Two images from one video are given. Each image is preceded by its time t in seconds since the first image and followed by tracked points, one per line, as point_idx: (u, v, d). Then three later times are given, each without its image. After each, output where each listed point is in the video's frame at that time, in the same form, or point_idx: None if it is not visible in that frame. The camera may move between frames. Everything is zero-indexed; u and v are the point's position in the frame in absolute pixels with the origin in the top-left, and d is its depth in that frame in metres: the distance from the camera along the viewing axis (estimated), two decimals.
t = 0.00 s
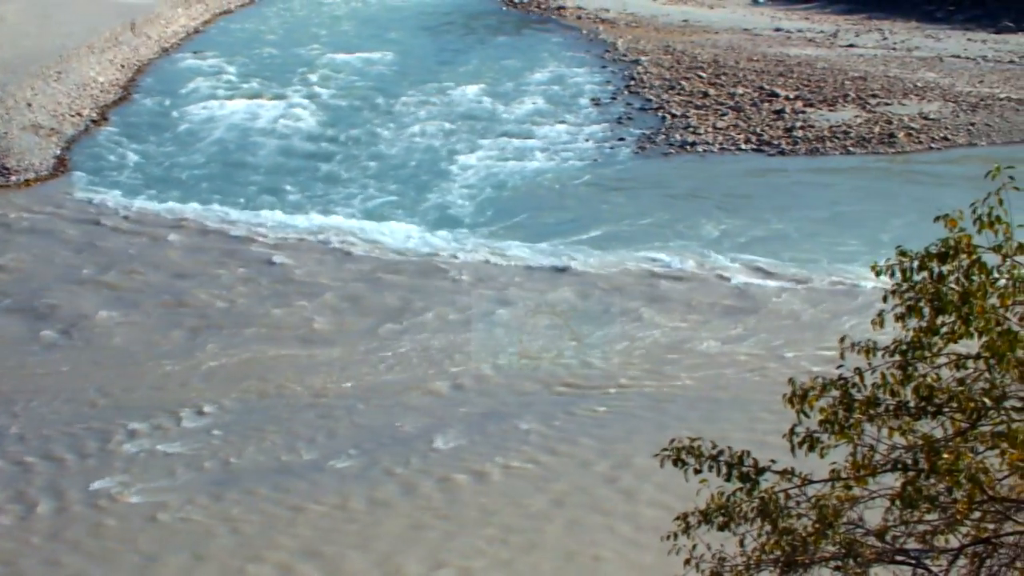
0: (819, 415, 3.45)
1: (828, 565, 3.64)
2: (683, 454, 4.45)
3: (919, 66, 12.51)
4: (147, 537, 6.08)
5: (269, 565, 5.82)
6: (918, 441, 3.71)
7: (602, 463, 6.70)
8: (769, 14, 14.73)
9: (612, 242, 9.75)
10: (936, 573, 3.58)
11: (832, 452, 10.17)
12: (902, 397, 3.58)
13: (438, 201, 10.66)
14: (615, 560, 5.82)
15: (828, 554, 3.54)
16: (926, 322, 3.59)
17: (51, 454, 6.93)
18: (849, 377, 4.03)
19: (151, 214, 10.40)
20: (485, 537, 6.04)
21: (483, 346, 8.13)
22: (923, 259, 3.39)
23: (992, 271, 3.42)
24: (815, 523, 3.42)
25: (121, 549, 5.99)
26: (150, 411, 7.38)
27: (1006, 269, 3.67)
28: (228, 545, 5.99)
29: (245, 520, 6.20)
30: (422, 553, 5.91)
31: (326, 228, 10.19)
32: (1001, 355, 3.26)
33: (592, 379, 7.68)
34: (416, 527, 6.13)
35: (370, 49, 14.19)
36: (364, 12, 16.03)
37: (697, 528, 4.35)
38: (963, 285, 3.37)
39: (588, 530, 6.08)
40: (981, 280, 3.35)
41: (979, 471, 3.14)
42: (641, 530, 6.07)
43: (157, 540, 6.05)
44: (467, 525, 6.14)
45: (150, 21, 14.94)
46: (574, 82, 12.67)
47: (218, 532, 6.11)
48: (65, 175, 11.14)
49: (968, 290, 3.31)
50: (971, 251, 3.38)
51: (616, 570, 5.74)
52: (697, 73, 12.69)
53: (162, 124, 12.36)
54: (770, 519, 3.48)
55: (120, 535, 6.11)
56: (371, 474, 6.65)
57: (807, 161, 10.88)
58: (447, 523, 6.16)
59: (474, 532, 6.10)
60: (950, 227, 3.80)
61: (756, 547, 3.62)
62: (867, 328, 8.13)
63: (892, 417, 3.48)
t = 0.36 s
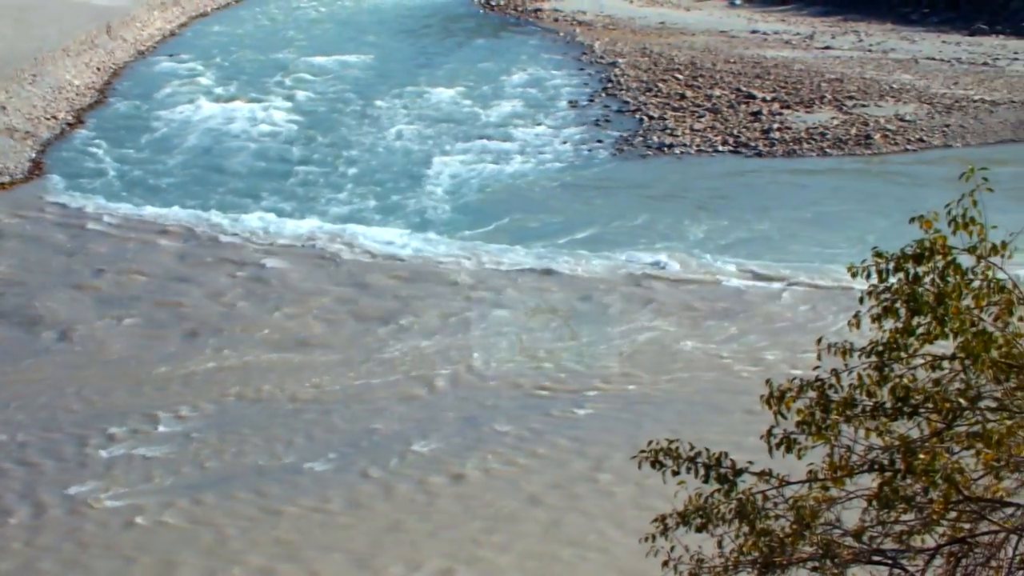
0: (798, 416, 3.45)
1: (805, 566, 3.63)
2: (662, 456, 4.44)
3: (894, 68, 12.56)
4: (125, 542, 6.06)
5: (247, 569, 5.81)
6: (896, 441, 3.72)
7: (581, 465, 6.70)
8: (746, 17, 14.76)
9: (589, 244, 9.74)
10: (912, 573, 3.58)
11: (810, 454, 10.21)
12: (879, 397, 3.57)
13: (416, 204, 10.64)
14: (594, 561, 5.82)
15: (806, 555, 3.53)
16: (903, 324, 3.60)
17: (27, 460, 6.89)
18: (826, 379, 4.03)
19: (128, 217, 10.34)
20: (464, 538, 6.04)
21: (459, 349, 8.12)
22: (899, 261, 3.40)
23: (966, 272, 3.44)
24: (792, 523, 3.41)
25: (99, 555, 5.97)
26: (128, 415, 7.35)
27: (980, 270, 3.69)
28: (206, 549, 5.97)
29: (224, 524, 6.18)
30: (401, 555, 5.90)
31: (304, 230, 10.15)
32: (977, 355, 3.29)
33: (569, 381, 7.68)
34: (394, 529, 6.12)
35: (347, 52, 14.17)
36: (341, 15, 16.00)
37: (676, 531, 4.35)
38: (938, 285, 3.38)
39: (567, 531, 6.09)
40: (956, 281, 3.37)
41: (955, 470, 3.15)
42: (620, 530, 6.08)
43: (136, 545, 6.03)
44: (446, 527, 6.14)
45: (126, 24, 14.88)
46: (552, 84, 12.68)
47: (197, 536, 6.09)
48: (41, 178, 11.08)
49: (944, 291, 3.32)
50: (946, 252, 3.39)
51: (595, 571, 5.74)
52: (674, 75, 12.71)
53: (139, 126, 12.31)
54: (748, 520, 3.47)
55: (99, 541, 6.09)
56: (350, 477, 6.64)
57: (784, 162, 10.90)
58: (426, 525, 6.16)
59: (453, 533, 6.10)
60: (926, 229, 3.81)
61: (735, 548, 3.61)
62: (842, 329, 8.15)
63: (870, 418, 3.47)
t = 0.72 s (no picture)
0: (775, 414, 3.40)
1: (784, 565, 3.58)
2: (640, 457, 4.40)
3: (871, 67, 12.57)
4: (102, 546, 6.01)
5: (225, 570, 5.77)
6: (874, 440, 3.68)
7: (559, 464, 6.68)
8: (723, 16, 14.77)
9: (566, 244, 9.71)
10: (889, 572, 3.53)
11: (788, 453, 10.20)
12: (857, 395, 3.53)
13: (393, 204, 10.60)
14: (572, 559, 5.80)
15: (784, 554, 3.47)
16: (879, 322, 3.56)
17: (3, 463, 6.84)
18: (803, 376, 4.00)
19: (103, 219, 10.26)
20: (443, 537, 6.01)
21: (434, 350, 8.08)
22: (875, 259, 3.37)
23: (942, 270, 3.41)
24: (770, 521, 3.36)
25: (76, 557, 5.93)
26: (104, 417, 7.31)
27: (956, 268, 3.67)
28: (184, 551, 5.93)
29: (202, 526, 6.14)
30: (379, 555, 5.87)
31: (282, 232, 10.10)
32: (953, 353, 3.30)
33: (547, 380, 7.65)
34: (373, 529, 6.09)
35: (323, 53, 14.13)
36: (317, 15, 15.96)
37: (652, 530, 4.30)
38: (915, 283, 3.36)
39: (546, 529, 6.07)
40: (933, 280, 3.33)
41: (933, 468, 3.11)
42: (599, 529, 6.05)
43: (113, 547, 5.99)
44: (425, 525, 6.11)
45: (102, 24, 14.81)
46: (529, 84, 12.65)
47: (174, 538, 6.05)
48: (17, 179, 11.00)
49: (919, 289, 3.31)
50: (922, 250, 3.37)
51: (574, 570, 5.72)
52: (651, 74, 12.70)
53: (115, 126, 12.25)
54: (726, 518, 3.42)
55: (75, 544, 6.04)
56: (328, 477, 6.60)
57: (761, 161, 10.89)
58: (405, 524, 6.12)
59: (432, 531, 6.07)
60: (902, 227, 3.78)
61: (713, 547, 3.55)
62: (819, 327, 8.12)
63: (846, 418, 3.43)
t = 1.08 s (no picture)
0: (751, 420, 3.36)
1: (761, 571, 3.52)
2: (617, 461, 4.40)
3: (847, 73, 12.60)
4: (78, 557, 5.98)
5: None
6: (849, 446, 3.60)
7: (536, 470, 6.67)
8: (699, 22, 14.79)
9: (548, 250, 9.69)
10: None
11: (764, 459, 10.21)
12: (832, 400, 3.49)
13: (372, 210, 10.58)
14: (548, 565, 5.79)
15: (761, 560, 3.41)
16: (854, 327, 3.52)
17: None
18: (779, 382, 3.93)
19: (80, 227, 10.20)
20: (419, 544, 6.00)
21: (410, 357, 8.05)
22: (851, 265, 3.32)
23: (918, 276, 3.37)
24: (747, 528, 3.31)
25: (50, 568, 5.91)
26: (80, 427, 7.28)
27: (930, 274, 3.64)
28: (158, 561, 5.91)
29: (177, 535, 6.12)
30: (355, 562, 5.85)
31: (260, 239, 10.05)
32: (928, 359, 3.27)
33: (523, 387, 7.63)
34: (349, 536, 6.07)
35: (299, 60, 14.11)
36: (293, 23, 15.96)
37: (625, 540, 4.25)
38: (891, 290, 3.32)
39: (522, 535, 6.06)
40: (908, 286, 3.30)
41: (908, 473, 3.11)
42: (576, 536, 6.02)
43: (87, 558, 5.97)
44: (401, 533, 6.09)
45: (78, 32, 14.82)
46: (505, 91, 12.65)
47: (149, 547, 6.03)
48: None
49: (896, 295, 3.28)
50: (899, 256, 3.32)
51: None
52: (627, 80, 12.70)
53: (91, 134, 12.21)
54: (704, 525, 3.36)
55: (50, 554, 6.00)
56: (305, 485, 6.58)
57: (738, 167, 10.87)
58: (381, 532, 6.11)
59: (408, 539, 6.06)
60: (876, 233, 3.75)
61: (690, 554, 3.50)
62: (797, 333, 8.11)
63: (823, 424, 3.37)
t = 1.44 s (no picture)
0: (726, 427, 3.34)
1: None
2: (593, 469, 4.38)
3: (820, 82, 12.67)
4: (55, 569, 5.97)
5: None
6: (825, 453, 3.55)
7: (511, 479, 6.68)
8: (674, 31, 14.87)
9: (524, 259, 9.67)
10: None
11: (738, 467, 10.26)
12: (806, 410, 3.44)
13: (348, 219, 10.58)
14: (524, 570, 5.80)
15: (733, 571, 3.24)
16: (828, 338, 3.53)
17: None
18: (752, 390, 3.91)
19: (52, 236, 10.15)
20: (394, 552, 6.00)
21: (385, 367, 8.05)
22: (823, 273, 3.28)
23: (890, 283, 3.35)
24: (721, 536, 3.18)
25: None
26: (53, 437, 7.26)
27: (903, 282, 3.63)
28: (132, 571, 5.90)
29: (152, 546, 6.11)
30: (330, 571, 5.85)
31: (236, 247, 10.05)
32: (901, 366, 3.28)
33: (498, 395, 7.64)
34: (324, 546, 6.07)
35: (272, 68, 14.11)
36: (268, 31, 15.97)
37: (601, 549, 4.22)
38: (863, 297, 3.29)
39: (499, 543, 6.07)
40: (880, 293, 3.28)
41: (882, 480, 2.95)
42: (552, 545, 6.03)
43: (61, 569, 5.95)
44: (377, 542, 6.09)
45: (47, 41, 14.90)
46: (480, 100, 12.67)
47: (123, 558, 6.02)
48: None
49: (868, 303, 3.25)
50: (870, 264, 3.27)
51: None
52: (602, 89, 12.75)
53: (64, 142, 12.17)
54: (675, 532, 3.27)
55: (23, 565, 5.98)
56: (281, 495, 6.58)
57: (713, 175, 10.90)
58: (356, 541, 6.11)
59: (383, 548, 6.06)
60: (849, 239, 3.78)
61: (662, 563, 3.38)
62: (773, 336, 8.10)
63: (796, 432, 3.36)
